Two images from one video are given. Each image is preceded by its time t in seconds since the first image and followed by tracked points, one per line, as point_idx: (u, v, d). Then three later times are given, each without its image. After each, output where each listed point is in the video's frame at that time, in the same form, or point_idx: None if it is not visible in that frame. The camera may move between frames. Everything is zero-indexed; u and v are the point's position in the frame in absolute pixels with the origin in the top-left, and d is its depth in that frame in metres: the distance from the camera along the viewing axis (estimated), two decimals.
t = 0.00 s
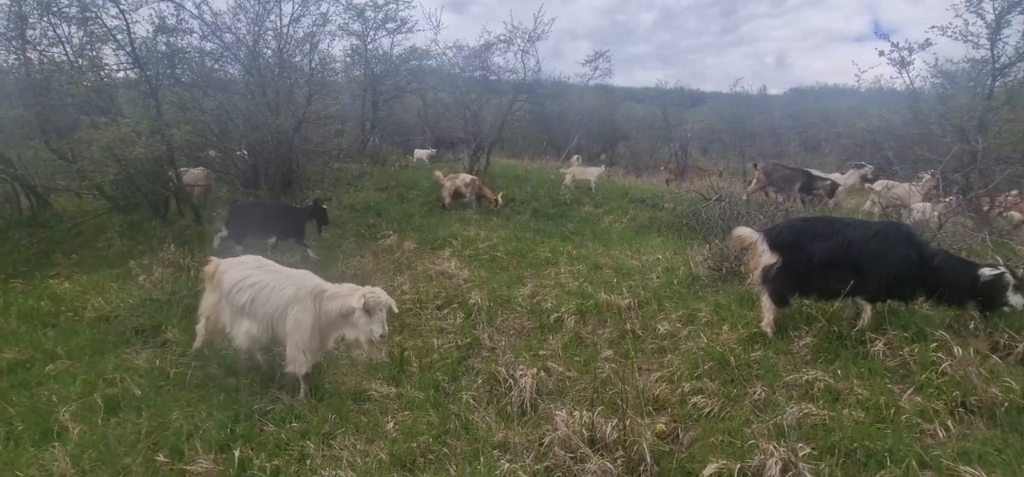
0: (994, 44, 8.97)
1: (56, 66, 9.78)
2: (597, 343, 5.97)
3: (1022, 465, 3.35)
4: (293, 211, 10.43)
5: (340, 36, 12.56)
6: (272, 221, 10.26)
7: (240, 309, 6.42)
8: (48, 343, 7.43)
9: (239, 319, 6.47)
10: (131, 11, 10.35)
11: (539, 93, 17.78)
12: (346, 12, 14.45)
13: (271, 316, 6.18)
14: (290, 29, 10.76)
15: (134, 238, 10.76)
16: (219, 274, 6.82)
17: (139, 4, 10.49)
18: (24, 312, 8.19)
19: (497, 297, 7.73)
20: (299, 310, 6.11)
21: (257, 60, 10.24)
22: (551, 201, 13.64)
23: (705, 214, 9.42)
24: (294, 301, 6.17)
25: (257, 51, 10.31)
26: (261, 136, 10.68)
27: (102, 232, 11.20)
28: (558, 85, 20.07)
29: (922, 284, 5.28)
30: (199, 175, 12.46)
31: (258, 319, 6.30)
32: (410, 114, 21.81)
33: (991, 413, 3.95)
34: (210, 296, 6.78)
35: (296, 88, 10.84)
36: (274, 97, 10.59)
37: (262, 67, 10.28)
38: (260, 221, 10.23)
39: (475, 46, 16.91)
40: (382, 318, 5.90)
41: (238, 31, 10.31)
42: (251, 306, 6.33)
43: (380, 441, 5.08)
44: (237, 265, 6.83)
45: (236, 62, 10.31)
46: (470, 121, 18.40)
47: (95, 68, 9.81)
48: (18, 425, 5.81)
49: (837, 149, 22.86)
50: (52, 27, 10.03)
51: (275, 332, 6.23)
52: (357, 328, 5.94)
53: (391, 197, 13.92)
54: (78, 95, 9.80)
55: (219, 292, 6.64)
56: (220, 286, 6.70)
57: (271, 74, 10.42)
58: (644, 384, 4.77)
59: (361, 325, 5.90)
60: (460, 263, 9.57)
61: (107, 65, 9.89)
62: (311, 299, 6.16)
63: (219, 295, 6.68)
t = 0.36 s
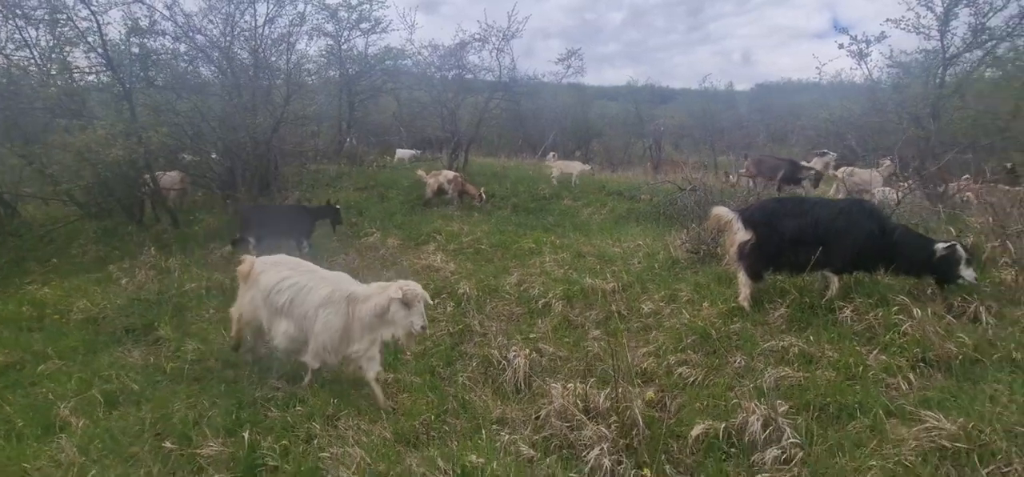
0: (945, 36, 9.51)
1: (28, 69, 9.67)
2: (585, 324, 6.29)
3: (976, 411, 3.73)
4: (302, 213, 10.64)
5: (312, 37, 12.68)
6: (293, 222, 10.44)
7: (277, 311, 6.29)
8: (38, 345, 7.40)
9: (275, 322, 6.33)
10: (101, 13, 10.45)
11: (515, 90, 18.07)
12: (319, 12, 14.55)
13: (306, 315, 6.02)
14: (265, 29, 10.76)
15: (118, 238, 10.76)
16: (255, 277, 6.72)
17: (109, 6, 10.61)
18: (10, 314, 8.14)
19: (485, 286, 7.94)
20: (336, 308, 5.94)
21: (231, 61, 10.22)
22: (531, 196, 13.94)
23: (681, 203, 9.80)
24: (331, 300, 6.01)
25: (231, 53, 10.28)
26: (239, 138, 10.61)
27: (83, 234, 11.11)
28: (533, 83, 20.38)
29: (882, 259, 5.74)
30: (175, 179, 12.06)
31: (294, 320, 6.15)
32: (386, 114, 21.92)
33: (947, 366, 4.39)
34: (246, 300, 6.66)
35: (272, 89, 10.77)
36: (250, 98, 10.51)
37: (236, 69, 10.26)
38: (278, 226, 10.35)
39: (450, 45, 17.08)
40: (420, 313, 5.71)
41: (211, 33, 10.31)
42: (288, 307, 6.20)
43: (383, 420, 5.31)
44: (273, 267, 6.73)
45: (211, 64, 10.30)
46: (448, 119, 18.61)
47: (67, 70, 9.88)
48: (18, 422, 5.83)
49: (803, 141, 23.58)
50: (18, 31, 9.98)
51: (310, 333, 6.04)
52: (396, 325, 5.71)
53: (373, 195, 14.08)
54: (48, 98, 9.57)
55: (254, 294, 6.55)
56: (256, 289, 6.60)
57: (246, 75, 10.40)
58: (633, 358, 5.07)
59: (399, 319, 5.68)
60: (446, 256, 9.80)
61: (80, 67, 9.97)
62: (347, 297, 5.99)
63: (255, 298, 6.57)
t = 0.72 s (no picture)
0: (893, 38, 10.06)
1: None
2: (557, 310, 6.58)
3: (909, 377, 4.17)
4: (306, 202, 10.66)
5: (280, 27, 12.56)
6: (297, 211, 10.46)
7: (299, 312, 5.76)
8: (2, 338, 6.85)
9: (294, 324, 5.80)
10: None
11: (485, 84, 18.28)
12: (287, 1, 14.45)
13: (337, 317, 5.64)
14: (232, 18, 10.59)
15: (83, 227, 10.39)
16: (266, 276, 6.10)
17: None
18: None
19: (460, 275, 7.97)
20: (370, 306, 5.62)
21: (196, 50, 10.16)
22: (502, 189, 14.17)
23: (648, 195, 10.15)
24: (362, 298, 5.64)
25: (195, 40, 10.21)
26: (207, 128, 10.45)
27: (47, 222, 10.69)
28: (503, 77, 20.59)
29: (834, 245, 6.17)
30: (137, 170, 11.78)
31: (323, 320, 5.68)
32: (356, 106, 21.82)
33: (885, 342, 4.79)
34: (259, 301, 6.04)
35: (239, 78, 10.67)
36: (216, 88, 10.48)
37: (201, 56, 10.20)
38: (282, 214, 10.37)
39: (421, 38, 17.16)
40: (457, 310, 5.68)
41: (174, 21, 10.25)
42: (313, 307, 5.68)
43: (364, 401, 5.47)
44: (284, 265, 6.12)
45: (175, 52, 10.22)
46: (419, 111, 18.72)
47: (22, 56, 9.45)
48: None
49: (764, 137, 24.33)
50: None
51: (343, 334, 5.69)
52: (436, 322, 5.60)
53: (344, 188, 14.12)
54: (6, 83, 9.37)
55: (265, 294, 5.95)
56: (269, 290, 5.99)
57: (212, 63, 10.33)
58: (603, 341, 5.33)
59: (435, 319, 5.61)
60: (419, 247, 9.95)
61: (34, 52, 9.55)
62: (379, 294, 5.68)
63: (269, 299, 5.97)
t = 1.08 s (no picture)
0: (834, 47, 10.61)
1: None
2: (517, 302, 6.78)
3: (831, 357, 4.53)
4: (299, 200, 10.47)
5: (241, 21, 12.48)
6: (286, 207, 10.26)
7: (300, 316, 5.54)
8: None
9: (299, 328, 5.61)
10: None
11: (448, 82, 18.40)
12: None
13: (337, 322, 5.36)
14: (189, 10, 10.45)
15: (32, 220, 10.02)
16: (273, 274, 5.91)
17: None
18: None
19: (421, 272, 8.10)
20: (370, 311, 5.28)
21: (149, 41, 10.08)
22: (465, 186, 14.33)
23: (606, 193, 10.45)
24: (362, 302, 5.32)
25: (148, 32, 10.12)
26: (165, 121, 10.24)
27: None
28: (466, 76, 20.73)
29: (774, 237, 6.55)
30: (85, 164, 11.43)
31: (324, 326, 5.44)
32: (318, 102, 21.59)
33: (813, 327, 5.16)
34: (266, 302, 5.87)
35: (196, 71, 10.56)
36: (171, 80, 10.38)
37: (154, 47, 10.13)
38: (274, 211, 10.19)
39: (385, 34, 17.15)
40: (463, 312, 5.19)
41: (128, 13, 10.14)
42: (313, 312, 5.45)
43: (327, 389, 5.51)
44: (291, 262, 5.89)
45: (127, 42, 10.11)
46: (382, 108, 18.72)
47: None
48: None
49: (720, 138, 25.06)
50: None
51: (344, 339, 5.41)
52: (441, 326, 5.17)
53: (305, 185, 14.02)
54: None
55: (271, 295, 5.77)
56: (274, 289, 5.80)
57: (166, 56, 10.31)
58: (560, 331, 5.59)
59: (438, 320, 5.16)
60: (382, 243, 10.01)
61: None
62: (380, 298, 5.31)
63: (274, 299, 5.79)
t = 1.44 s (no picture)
0: (791, 48, 10.99)
1: None
2: (484, 293, 6.87)
3: (774, 340, 4.81)
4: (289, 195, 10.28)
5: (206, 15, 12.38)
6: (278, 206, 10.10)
7: (306, 319, 5.15)
8: None
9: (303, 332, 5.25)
10: None
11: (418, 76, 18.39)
12: None
13: (340, 324, 4.99)
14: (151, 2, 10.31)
15: None
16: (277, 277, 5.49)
17: None
18: None
19: (390, 266, 8.13)
20: (376, 312, 4.92)
21: (109, 32, 9.91)
22: (436, 182, 14.41)
23: (574, 188, 10.68)
24: (369, 303, 4.95)
25: (109, 23, 9.96)
26: (130, 113, 10.07)
27: None
28: (438, 72, 20.74)
29: (724, 232, 6.83)
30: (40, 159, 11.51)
31: (330, 329, 5.05)
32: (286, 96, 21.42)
33: (760, 312, 5.45)
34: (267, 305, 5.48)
35: (159, 62, 10.53)
36: (133, 73, 10.22)
37: (115, 39, 10.00)
38: (268, 208, 10.03)
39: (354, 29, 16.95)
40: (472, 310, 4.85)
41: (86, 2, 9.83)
42: (315, 314, 5.08)
43: (296, 381, 5.54)
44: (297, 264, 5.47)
45: (86, 33, 9.87)
46: (352, 103, 18.64)
47: None
48: None
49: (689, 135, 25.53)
50: None
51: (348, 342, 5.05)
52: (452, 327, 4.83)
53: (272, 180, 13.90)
54: None
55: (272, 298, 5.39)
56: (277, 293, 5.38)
57: (128, 49, 10.16)
58: (526, 322, 5.74)
59: (447, 321, 4.82)
60: (352, 238, 10.05)
61: None
62: (387, 298, 4.95)
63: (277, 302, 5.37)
